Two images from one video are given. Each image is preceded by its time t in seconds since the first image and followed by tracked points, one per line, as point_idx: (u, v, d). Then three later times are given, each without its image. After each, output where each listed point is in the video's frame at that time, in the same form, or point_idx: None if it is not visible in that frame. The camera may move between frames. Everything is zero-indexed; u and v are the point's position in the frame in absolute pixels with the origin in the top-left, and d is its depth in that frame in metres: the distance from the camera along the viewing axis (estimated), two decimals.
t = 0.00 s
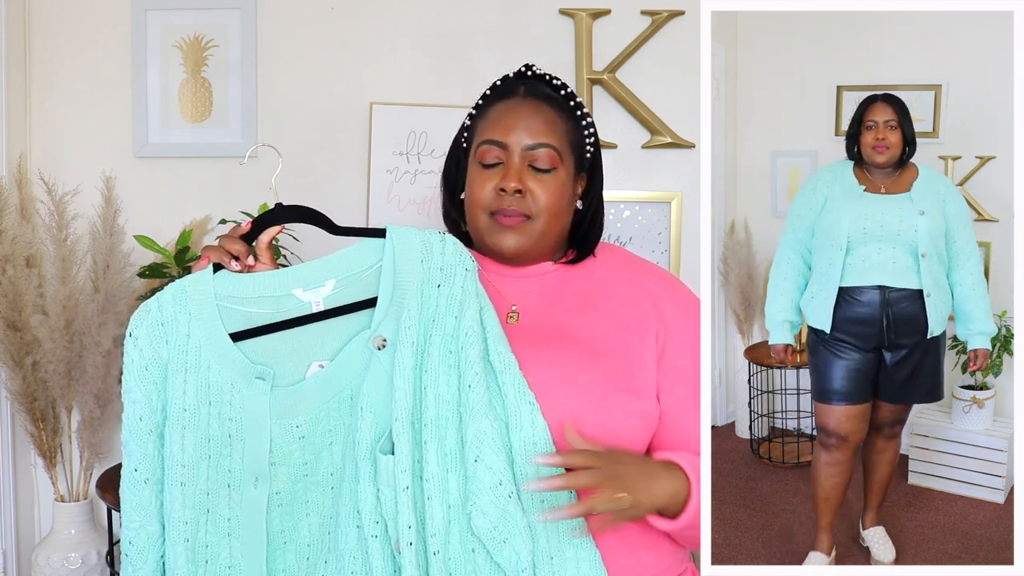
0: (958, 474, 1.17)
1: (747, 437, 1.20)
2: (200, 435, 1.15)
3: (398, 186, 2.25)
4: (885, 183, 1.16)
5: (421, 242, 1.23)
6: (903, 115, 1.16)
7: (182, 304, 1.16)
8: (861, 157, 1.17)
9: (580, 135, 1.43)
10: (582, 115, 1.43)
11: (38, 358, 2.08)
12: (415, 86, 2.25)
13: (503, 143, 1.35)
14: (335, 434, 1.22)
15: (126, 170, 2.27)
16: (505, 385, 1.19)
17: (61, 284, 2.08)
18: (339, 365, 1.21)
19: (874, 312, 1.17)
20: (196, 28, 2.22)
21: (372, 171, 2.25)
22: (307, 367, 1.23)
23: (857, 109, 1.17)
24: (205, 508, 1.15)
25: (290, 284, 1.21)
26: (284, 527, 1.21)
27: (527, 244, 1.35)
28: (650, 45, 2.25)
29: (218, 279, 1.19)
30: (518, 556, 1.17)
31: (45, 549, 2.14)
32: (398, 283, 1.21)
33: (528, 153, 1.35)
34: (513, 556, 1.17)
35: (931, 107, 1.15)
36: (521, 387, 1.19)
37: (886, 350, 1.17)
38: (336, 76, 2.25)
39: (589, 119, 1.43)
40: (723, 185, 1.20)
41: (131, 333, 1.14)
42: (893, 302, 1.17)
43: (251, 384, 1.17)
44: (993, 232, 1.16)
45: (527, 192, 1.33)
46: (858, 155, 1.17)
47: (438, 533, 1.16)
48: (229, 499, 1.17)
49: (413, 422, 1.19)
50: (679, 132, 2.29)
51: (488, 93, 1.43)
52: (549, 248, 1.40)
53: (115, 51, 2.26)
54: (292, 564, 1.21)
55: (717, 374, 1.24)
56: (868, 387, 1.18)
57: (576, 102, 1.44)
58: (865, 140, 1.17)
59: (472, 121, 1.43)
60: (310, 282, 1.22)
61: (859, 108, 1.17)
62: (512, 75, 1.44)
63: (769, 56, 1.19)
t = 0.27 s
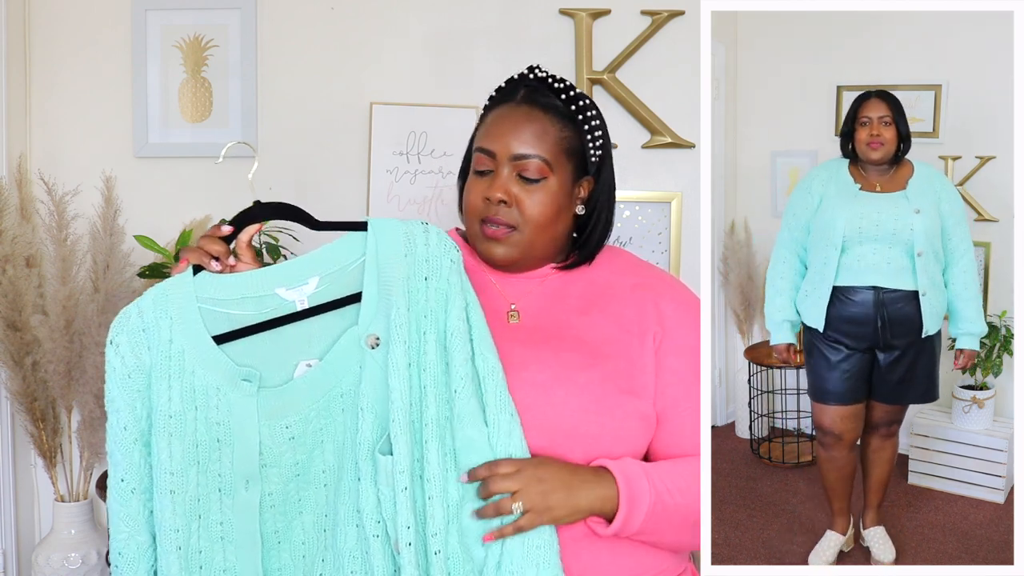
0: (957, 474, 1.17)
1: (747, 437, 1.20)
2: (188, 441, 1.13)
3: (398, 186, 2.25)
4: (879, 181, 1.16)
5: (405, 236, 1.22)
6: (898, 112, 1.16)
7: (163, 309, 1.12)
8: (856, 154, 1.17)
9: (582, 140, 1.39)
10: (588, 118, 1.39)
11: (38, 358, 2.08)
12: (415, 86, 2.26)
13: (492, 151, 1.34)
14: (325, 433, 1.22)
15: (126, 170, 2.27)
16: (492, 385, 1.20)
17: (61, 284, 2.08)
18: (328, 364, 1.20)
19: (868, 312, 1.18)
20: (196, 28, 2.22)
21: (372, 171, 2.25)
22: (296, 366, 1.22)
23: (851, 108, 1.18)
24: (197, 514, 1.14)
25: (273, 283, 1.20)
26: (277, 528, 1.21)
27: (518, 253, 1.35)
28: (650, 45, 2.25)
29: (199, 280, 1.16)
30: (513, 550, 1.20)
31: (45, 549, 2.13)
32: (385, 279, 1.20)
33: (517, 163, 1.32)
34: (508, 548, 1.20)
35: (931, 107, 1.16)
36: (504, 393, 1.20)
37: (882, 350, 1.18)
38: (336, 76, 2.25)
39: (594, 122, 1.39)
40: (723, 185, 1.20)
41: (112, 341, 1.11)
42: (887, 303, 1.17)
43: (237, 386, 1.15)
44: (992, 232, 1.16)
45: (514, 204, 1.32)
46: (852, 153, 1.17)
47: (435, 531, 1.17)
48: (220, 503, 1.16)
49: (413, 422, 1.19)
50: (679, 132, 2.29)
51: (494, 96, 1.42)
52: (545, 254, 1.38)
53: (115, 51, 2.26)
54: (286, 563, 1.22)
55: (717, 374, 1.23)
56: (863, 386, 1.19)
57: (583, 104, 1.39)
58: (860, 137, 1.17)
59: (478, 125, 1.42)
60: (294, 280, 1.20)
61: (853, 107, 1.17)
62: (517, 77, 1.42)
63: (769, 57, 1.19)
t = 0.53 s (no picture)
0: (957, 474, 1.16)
1: (747, 438, 1.19)
2: (176, 437, 1.13)
3: (398, 186, 2.25)
4: (869, 178, 1.15)
5: (390, 230, 1.23)
6: (887, 109, 1.15)
7: (148, 302, 1.13)
8: (847, 152, 1.16)
9: (587, 142, 1.39)
10: (594, 121, 1.39)
11: (38, 358, 2.08)
12: (415, 86, 2.26)
13: (493, 153, 1.34)
14: (314, 431, 1.21)
15: (125, 170, 2.27)
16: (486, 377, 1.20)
17: (61, 284, 2.07)
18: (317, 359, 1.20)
19: (856, 311, 1.17)
20: (196, 28, 2.22)
21: (372, 171, 2.25)
22: (283, 362, 1.22)
23: (840, 106, 1.17)
24: (184, 511, 1.15)
25: (262, 278, 1.20)
26: (264, 526, 1.20)
27: (517, 254, 1.34)
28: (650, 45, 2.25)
29: (185, 273, 1.16)
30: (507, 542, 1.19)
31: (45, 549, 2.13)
32: (373, 276, 1.21)
33: (518, 164, 1.32)
34: (500, 540, 1.19)
35: (931, 107, 1.16)
36: (500, 384, 1.20)
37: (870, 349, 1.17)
38: (336, 76, 2.25)
39: (600, 125, 1.39)
40: (723, 187, 1.20)
41: (95, 334, 1.11)
42: (874, 302, 1.16)
43: (225, 380, 1.15)
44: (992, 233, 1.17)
45: (513, 205, 1.32)
46: (844, 152, 1.16)
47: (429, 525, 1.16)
48: (207, 500, 1.16)
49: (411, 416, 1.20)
50: (679, 132, 2.29)
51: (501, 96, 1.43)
52: (545, 257, 1.38)
53: (115, 51, 2.26)
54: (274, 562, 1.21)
55: (717, 374, 1.23)
56: (854, 386, 1.18)
57: (590, 107, 1.39)
58: (851, 135, 1.16)
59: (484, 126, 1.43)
60: (281, 275, 1.20)
61: (843, 105, 1.16)
62: (525, 78, 1.43)
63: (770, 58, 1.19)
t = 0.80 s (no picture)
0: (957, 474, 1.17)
1: (747, 438, 1.20)
2: (169, 422, 1.09)
3: (398, 186, 2.25)
4: (857, 180, 1.15)
5: (384, 233, 1.23)
6: (876, 111, 1.15)
7: (149, 276, 1.09)
8: (835, 154, 1.16)
9: (593, 148, 1.39)
10: (599, 124, 1.39)
11: (38, 358, 2.08)
12: (415, 86, 2.26)
13: (497, 156, 1.33)
14: (301, 427, 1.19)
15: (125, 170, 2.27)
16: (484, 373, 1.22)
17: (61, 284, 2.08)
18: (309, 355, 1.18)
19: (838, 313, 1.17)
20: (196, 28, 2.22)
21: (372, 170, 2.25)
22: (274, 354, 1.19)
23: (829, 107, 1.17)
24: (170, 501, 1.10)
25: (262, 265, 1.18)
26: (243, 522, 1.17)
27: (518, 258, 1.35)
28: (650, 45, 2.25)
29: (185, 252, 1.13)
30: (518, 526, 1.20)
31: (45, 549, 2.13)
32: (369, 277, 1.21)
33: (522, 169, 1.31)
34: (510, 527, 1.20)
35: (931, 107, 1.16)
36: (503, 376, 1.22)
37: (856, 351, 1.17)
38: (336, 76, 2.25)
39: (605, 132, 1.39)
40: (724, 186, 1.20)
41: (90, 304, 1.05)
42: (856, 303, 1.16)
43: (221, 365, 1.13)
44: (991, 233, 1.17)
45: (515, 210, 1.31)
46: (833, 154, 1.16)
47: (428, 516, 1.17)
48: (193, 490, 1.12)
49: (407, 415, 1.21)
50: (679, 132, 2.29)
51: (507, 98, 1.42)
52: (546, 260, 1.38)
53: (115, 51, 2.26)
54: (251, 560, 1.18)
55: (718, 373, 1.24)
56: (843, 388, 1.19)
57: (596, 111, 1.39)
58: (840, 138, 1.16)
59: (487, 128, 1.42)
60: (280, 264, 1.19)
61: (833, 106, 1.17)
62: (532, 80, 1.42)
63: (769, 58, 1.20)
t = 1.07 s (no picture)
0: (955, 474, 1.17)
1: (747, 438, 1.20)
2: (169, 392, 1.09)
3: (398, 186, 2.25)
4: (849, 178, 1.16)
5: (390, 230, 1.24)
6: (871, 111, 1.15)
7: (158, 242, 1.10)
8: (829, 154, 1.17)
9: (597, 154, 1.39)
10: (607, 132, 1.39)
11: (38, 358, 2.08)
12: (415, 86, 2.26)
13: (503, 157, 1.34)
14: (296, 417, 1.18)
15: (126, 170, 2.27)
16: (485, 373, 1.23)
17: (61, 283, 2.08)
18: (315, 343, 1.18)
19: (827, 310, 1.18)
20: (196, 27, 2.22)
21: (372, 170, 2.25)
22: (276, 339, 1.20)
23: (824, 106, 1.17)
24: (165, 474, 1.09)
25: (271, 246, 1.19)
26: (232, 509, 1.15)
27: (519, 259, 1.35)
28: (650, 45, 2.25)
29: (195, 223, 1.15)
30: (513, 530, 1.21)
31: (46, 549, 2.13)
32: (376, 274, 1.21)
33: (529, 171, 1.31)
34: (506, 529, 1.21)
35: (931, 107, 1.16)
36: (502, 378, 1.24)
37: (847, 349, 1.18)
38: (336, 76, 2.25)
39: (611, 136, 1.39)
40: (723, 185, 1.20)
41: (96, 261, 1.06)
42: (846, 301, 1.17)
43: (224, 337, 1.13)
44: (992, 233, 1.17)
45: (520, 211, 1.31)
46: (828, 154, 1.17)
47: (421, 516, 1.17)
48: (188, 464, 1.12)
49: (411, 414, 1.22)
50: (679, 132, 2.29)
51: (516, 98, 1.42)
52: (547, 261, 1.38)
53: (115, 51, 2.26)
54: (235, 552, 1.15)
55: (717, 373, 1.23)
56: (836, 386, 1.19)
57: (604, 116, 1.38)
58: (835, 137, 1.16)
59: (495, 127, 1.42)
60: (289, 248, 1.21)
61: (828, 105, 1.17)
62: (542, 81, 1.42)
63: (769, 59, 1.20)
